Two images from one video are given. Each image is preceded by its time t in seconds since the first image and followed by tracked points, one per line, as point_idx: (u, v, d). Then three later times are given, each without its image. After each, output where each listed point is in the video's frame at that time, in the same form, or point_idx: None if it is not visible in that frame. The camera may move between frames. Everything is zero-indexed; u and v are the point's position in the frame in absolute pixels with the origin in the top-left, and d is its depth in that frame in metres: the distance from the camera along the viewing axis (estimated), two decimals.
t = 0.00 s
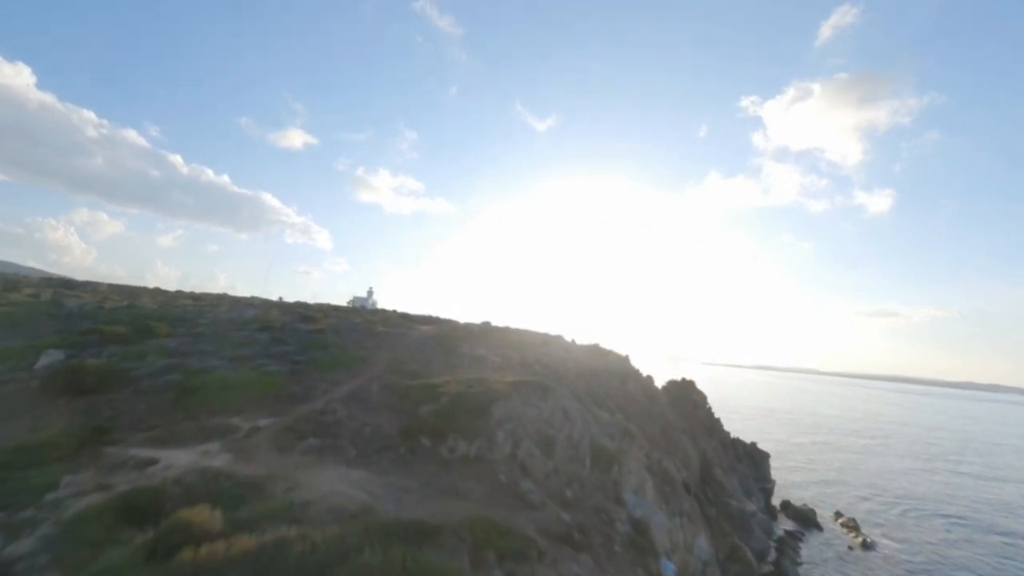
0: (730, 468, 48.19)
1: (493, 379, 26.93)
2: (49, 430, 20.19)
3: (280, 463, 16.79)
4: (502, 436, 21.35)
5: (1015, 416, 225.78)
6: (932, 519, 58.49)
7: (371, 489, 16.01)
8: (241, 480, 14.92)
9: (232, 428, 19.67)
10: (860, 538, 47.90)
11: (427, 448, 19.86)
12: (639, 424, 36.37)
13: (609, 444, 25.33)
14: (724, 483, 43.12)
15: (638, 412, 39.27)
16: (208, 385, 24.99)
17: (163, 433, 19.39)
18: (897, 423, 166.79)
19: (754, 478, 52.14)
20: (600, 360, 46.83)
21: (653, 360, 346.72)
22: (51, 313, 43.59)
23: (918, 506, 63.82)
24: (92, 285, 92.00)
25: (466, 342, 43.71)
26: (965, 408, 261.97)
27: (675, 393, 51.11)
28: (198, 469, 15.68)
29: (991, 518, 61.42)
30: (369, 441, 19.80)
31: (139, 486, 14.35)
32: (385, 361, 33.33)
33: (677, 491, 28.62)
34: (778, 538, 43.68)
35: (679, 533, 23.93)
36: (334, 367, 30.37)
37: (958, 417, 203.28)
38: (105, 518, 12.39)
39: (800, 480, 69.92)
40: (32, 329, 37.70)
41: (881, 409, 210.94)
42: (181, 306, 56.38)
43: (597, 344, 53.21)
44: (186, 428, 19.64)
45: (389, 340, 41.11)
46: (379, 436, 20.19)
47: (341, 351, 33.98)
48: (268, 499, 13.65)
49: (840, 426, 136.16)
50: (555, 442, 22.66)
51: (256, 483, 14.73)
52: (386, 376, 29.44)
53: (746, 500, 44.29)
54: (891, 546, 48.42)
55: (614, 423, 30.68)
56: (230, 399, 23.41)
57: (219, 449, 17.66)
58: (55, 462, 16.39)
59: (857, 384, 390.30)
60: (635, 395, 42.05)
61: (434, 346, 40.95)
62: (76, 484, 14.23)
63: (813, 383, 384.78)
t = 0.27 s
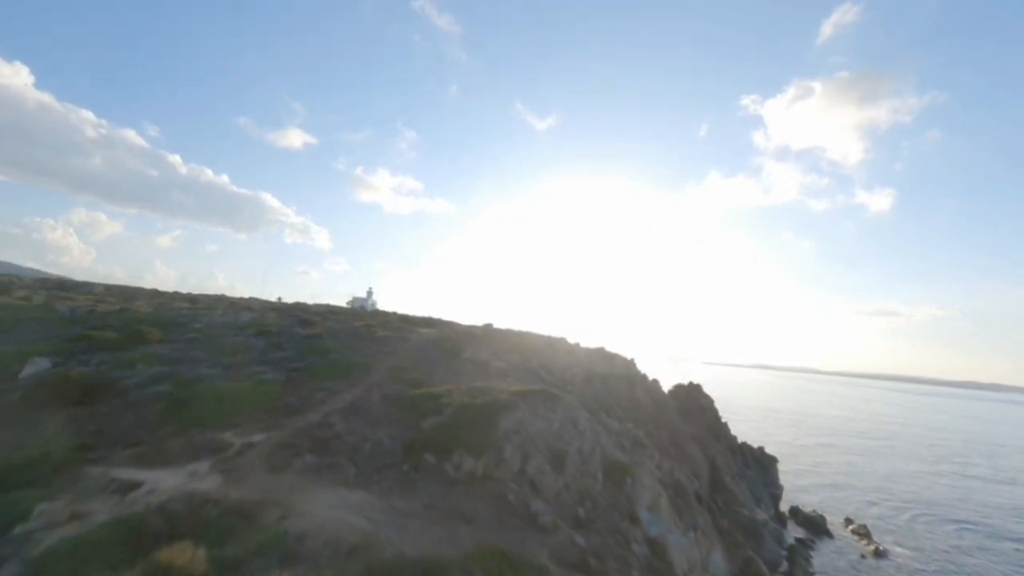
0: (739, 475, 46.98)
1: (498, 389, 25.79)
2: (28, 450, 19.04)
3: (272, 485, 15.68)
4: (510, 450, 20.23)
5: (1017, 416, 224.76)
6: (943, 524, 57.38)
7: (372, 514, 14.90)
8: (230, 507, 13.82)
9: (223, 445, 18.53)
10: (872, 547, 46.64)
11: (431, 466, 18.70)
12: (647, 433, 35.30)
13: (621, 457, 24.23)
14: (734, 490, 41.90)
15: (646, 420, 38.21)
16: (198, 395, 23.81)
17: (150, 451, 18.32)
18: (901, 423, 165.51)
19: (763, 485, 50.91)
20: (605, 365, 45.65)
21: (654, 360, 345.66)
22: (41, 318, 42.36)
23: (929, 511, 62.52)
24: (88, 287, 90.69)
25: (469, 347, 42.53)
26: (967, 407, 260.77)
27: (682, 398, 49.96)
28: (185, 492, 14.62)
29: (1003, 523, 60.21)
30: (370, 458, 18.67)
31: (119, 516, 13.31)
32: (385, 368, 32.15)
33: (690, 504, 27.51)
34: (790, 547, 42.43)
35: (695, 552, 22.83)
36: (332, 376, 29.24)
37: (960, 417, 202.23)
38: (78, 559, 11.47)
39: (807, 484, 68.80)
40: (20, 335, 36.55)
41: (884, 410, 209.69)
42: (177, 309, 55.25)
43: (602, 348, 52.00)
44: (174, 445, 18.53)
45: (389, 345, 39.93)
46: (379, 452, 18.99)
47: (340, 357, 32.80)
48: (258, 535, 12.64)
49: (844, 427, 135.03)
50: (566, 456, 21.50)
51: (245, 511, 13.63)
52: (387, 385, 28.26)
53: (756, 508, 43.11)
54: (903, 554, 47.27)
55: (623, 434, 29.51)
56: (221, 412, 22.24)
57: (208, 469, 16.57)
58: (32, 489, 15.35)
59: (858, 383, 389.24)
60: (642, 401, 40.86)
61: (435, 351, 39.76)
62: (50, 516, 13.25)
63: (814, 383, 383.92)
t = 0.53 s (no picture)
0: (749, 481, 45.86)
1: (505, 398, 24.61)
2: (6, 469, 17.88)
3: (264, 510, 14.63)
4: (520, 467, 19.13)
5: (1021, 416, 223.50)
6: (954, 530, 56.29)
7: (373, 543, 13.81)
8: (218, 538, 12.82)
9: (214, 463, 17.41)
10: (885, 555, 45.49)
11: (436, 484, 17.57)
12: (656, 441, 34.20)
13: (634, 471, 23.08)
14: (744, 498, 40.77)
15: (654, 428, 37.10)
16: (189, 407, 22.69)
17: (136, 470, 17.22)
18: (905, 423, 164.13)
19: (772, 491, 49.78)
20: (611, 369, 44.51)
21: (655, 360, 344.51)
22: (32, 322, 41.27)
23: (940, 516, 61.28)
24: (83, 288, 89.40)
25: (472, 351, 41.35)
26: (970, 407, 259.51)
27: (689, 402, 48.82)
28: (170, 520, 13.58)
29: (1017, 529, 58.95)
30: (370, 476, 17.55)
31: (97, 552, 12.35)
32: (386, 375, 30.95)
33: (705, 518, 26.40)
34: (801, 556, 41.27)
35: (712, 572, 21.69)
36: (331, 384, 28.09)
37: (963, 417, 201.22)
38: None
39: (815, 488, 67.69)
40: (9, 340, 35.46)
41: (888, 410, 208.48)
42: (173, 312, 54.10)
43: (607, 351, 50.83)
44: (161, 462, 17.40)
45: (390, 350, 38.78)
46: (380, 469, 17.87)
47: (338, 364, 31.60)
48: None
49: (847, 428, 134.01)
50: (578, 472, 20.38)
51: (234, 543, 12.63)
52: (388, 394, 27.09)
53: (767, 517, 41.99)
54: (916, 562, 46.13)
55: (634, 444, 28.38)
56: (213, 424, 21.14)
57: (197, 491, 15.48)
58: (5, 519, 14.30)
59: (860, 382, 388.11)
60: (650, 407, 39.67)
61: (438, 356, 38.62)
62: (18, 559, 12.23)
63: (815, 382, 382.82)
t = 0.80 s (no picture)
0: (763, 491, 44.18)
1: (517, 414, 22.84)
2: None
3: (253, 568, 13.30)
4: (535, 495, 17.50)
5: None
6: (972, 538, 54.63)
7: None
8: None
9: (198, 496, 16.01)
10: (904, 567, 43.81)
11: (445, 518, 16.06)
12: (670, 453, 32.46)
13: (656, 494, 21.30)
14: (761, 510, 39.07)
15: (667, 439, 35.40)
16: (173, 427, 21.01)
17: (110, 506, 15.89)
18: (912, 423, 162.36)
19: (786, 500, 48.10)
20: (620, 375, 42.75)
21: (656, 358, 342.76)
22: (17, 329, 39.57)
23: (957, 522, 59.55)
24: (76, 290, 87.49)
25: (476, 357, 39.53)
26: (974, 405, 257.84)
27: (701, 408, 47.07)
28: None
29: None
30: (371, 509, 16.01)
31: None
32: (386, 386, 29.13)
33: (729, 541, 24.67)
34: (820, 570, 39.64)
35: None
36: (327, 397, 26.33)
37: (969, 416, 199.38)
38: None
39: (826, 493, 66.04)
40: None
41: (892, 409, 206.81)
42: (166, 316, 52.39)
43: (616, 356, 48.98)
44: (139, 496, 15.84)
45: (390, 357, 37.00)
46: (380, 501, 16.26)
47: (337, 374, 29.84)
48: None
49: (854, 428, 132.19)
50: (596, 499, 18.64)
51: None
52: (389, 408, 25.33)
53: (784, 529, 40.31)
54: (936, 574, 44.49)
55: (651, 461, 26.64)
56: (198, 447, 19.46)
57: (179, 539, 14.10)
58: None
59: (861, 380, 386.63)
60: (664, 416, 37.86)
61: (440, 363, 36.83)
62: None
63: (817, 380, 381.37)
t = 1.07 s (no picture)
0: (773, 498, 43.18)
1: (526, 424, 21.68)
2: None
3: None
4: (548, 518, 16.55)
5: None
6: (983, 543, 53.68)
7: None
8: None
9: (185, 522, 14.95)
10: None
11: (452, 545, 15.29)
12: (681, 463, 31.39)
13: (673, 512, 20.28)
14: (772, 519, 38.01)
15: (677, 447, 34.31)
16: (163, 442, 19.91)
17: (91, 533, 14.85)
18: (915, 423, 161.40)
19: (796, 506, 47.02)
20: (627, 380, 41.62)
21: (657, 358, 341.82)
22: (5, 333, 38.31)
23: (967, 526, 58.54)
24: (71, 291, 85.90)
25: (479, 362, 38.33)
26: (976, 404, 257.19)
27: (709, 413, 45.99)
28: None
29: None
30: (372, 538, 15.23)
31: None
32: (388, 394, 27.99)
33: (745, 557, 23.67)
34: None
35: None
36: (325, 406, 25.18)
37: (971, 416, 198.55)
38: None
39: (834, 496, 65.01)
40: None
41: (894, 408, 205.97)
42: (161, 318, 51.10)
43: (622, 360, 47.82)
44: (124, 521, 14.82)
45: (391, 362, 35.85)
46: (382, 531, 15.48)
47: (336, 381, 28.69)
48: None
49: (857, 429, 131.19)
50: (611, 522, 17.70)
51: None
52: (391, 419, 24.22)
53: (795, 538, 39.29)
54: None
55: (664, 473, 25.62)
56: (188, 465, 18.38)
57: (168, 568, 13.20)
58: None
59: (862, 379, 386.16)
60: (673, 423, 36.80)
61: (443, 369, 35.67)
62: None
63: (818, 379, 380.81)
